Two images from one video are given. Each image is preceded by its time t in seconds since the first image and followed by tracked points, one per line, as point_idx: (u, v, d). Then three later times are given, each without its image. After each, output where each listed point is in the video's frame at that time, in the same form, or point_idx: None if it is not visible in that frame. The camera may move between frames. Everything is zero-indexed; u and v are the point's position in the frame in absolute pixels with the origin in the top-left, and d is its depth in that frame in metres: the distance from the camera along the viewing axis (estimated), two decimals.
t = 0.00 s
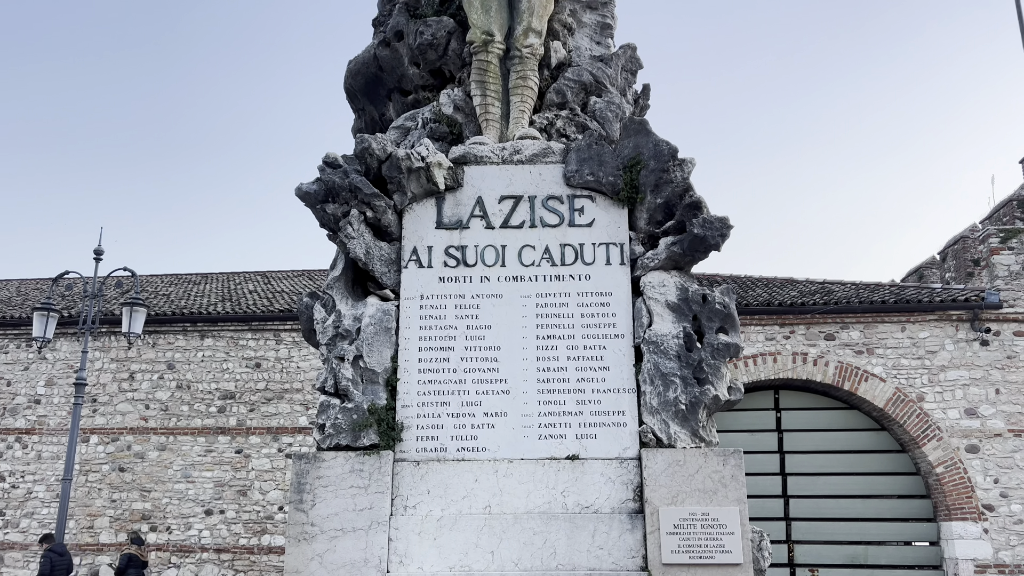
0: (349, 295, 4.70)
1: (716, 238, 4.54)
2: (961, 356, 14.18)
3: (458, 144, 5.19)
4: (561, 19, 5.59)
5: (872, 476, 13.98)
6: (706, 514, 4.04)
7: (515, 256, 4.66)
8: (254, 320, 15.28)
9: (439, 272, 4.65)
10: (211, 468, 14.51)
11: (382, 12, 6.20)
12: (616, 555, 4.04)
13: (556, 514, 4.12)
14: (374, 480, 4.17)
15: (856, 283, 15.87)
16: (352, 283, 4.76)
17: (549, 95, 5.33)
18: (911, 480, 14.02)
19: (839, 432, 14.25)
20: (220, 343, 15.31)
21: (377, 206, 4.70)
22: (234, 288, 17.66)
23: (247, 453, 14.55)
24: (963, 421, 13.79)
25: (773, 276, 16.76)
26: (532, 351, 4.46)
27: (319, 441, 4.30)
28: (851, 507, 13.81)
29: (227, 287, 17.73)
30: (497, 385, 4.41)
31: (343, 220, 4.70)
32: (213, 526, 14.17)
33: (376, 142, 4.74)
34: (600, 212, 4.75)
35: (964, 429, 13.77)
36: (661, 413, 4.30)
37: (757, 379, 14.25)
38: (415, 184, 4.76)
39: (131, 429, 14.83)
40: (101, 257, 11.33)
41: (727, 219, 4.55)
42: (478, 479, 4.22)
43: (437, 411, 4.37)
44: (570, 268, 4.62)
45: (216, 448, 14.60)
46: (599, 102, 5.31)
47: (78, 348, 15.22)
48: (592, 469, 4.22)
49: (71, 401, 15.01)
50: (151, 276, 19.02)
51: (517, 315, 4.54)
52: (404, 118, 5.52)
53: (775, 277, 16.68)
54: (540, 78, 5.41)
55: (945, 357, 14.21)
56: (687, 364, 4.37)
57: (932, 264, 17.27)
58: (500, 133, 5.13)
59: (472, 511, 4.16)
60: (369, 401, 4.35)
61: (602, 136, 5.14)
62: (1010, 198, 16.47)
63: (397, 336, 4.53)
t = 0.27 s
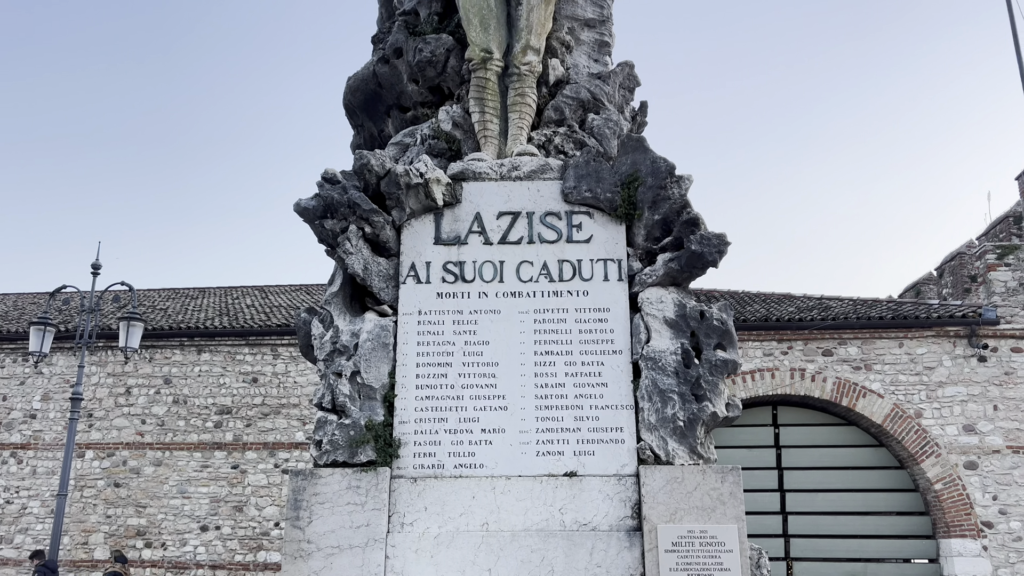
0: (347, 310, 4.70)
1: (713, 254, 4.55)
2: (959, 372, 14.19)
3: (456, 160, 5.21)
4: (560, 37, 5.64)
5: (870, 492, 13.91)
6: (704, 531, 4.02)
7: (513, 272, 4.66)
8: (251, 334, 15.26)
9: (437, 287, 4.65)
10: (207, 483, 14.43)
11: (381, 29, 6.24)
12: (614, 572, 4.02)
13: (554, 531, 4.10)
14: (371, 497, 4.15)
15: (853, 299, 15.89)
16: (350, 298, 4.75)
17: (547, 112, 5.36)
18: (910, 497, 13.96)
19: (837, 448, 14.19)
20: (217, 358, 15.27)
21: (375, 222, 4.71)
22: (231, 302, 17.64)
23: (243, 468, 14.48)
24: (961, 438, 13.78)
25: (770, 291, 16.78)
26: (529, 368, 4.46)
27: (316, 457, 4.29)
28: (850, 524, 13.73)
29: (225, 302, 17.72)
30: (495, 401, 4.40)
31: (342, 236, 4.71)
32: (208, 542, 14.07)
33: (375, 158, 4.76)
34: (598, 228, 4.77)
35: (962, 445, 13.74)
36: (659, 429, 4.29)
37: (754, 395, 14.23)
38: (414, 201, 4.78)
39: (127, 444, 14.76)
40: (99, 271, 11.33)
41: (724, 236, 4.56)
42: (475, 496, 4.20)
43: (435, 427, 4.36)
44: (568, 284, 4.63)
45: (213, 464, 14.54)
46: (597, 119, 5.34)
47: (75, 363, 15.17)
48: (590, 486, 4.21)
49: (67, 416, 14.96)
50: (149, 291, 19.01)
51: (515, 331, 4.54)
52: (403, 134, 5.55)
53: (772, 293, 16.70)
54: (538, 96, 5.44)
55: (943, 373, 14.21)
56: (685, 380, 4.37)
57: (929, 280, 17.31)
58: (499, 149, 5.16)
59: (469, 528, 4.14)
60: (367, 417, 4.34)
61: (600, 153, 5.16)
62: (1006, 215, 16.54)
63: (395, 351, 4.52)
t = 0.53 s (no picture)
0: (345, 325, 4.69)
1: (711, 270, 4.56)
2: (957, 389, 14.19)
3: (455, 176, 5.22)
4: (558, 54, 5.67)
5: (870, 509, 13.77)
6: (702, 548, 4.01)
7: (511, 287, 4.66)
8: (249, 349, 15.22)
9: (435, 303, 4.65)
10: (203, 499, 14.36)
11: (381, 46, 6.28)
12: None
13: (552, 549, 4.08)
14: (368, 513, 4.13)
15: (851, 315, 15.90)
16: (348, 313, 4.75)
17: (546, 129, 5.38)
18: (909, 514, 13.86)
19: (837, 465, 14.07)
20: (214, 373, 15.22)
21: (374, 237, 4.71)
22: (229, 317, 17.61)
23: (239, 484, 14.42)
24: (959, 455, 13.76)
25: (768, 307, 16.79)
26: (528, 383, 4.45)
27: (313, 473, 4.28)
28: (849, 541, 13.58)
29: (222, 316, 17.68)
30: (493, 417, 4.39)
31: (340, 251, 4.72)
32: (204, 559, 13.98)
33: (374, 174, 4.78)
34: (596, 244, 4.78)
35: (961, 462, 13.72)
36: (657, 445, 4.28)
37: (752, 411, 14.19)
38: (413, 216, 4.79)
39: (122, 459, 14.69)
40: (96, 286, 11.30)
41: (722, 251, 4.57)
42: (473, 512, 4.18)
43: (433, 444, 4.34)
44: (566, 299, 4.63)
45: (209, 479, 14.46)
46: (596, 136, 5.36)
47: (71, 378, 15.12)
48: (588, 503, 4.19)
49: (63, 431, 14.89)
50: (146, 305, 18.98)
51: (513, 346, 4.54)
52: (402, 150, 5.57)
53: (770, 309, 16.71)
54: (537, 112, 5.47)
55: (941, 390, 14.21)
56: (683, 397, 4.36)
57: (927, 297, 17.32)
58: (498, 165, 5.18)
59: (467, 545, 4.12)
60: (364, 433, 4.33)
61: (598, 169, 5.17)
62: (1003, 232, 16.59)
63: (393, 367, 4.52)
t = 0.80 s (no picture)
0: (343, 341, 4.68)
1: (710, 287, 4.56)
2: (955, 406, 14.18)
3: (453, 192, 5.22)
4: (557, 72, 5.70)
5: (868, 527, 13.70)
6: (701, 566, 3.99)
7: (510, 303, 4.66)
8: (246, 365, 15.18)
9: (434, 318, 4.65)
10: (199, 516, 14.26)
11: (381, 63, 6.31)
12: None
13: (550, 567, 4.05)
14: (365, 531, 4.11)
15: (849, 332, 15.91)
16: (346, 329, 4.74)
17: (545, 146, 5.40)
18: (907, 532, 13.81)
19: (835, 482, 14.02)
20: (211, 389, 15.17)
21: (373, 253, 4.72)
22: (226, 332, 17.58)
23: (235, 500, 14.33)
24: (958, 472, 13.73)
25: (766, 324, 16.79)
26: (526, 400, 4.44)
27: (310, 490, 4.26)
28: (848, 559, 13.48)
29: (220, 332, 17.65)
30: (491, 434, 4.37)
31: (339, 267, 4.72)
32: None
33: (373, 190, 4.80)
34: (595, 260, 4.78)
35: (960, 479, 13.69)
36: (656, 463, 4.26)
37: (751, 428, 14.14)
38: (412, 232, 4.79)
39: (118, 475, 14.62)
40: (94, 300, 11.28)
41: (720, 268, 4.58)
42: (471, 530, 4.16)
43: (430, 460, 4.33)
44: (564, 315, 4.63)
45: (205, 496, 14.38)
46: (594, 153, 5.38)
47: (67, 393, 15.07)
48: (587, 521, 4.17)
49: (58, 447, 14.82)
50: (144, 320, 18.95)
51: (512, 362, 4.53)
52: (401, 166, 5.58)
53: (768, 326, 16.71)
54: (536, 129, 5.49)
55: (939, 407, 14.20)
56: (682, 414, 4.35)
57: (924, 314, 17.33)
58: (497, 182, 5.19)
59: (465, 563, 4.09)
60: (362, 449, 4.31)
61: (596, 186, 5.18)
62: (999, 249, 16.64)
63: (391, 383, 4.50)
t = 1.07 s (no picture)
0: (342, 357, 4.67)
1: (709, 303, 4.56)
2: (954, 423, 14.16)
3: (453, 209, 5.23)
4: (556, 90, 5.72)
5: (867, 545, 13.66)
6: None
7: (508, 319, 4.66)
8: (243, 381, 15.13)
9: (433, 334, 4.64)
10: (194, 532, 14.18)
11: (381, 80, 6.34)
12: None
13: None
14: (363, 548, 4.09)
15: (847, 349, 15.89)
16: (345, 345, 4.73)
17: (544, 163, 5.42)
18: (907, 550, 13.77)
19: (835, 500, 13.95)
20: (208, 405, 15.11)
21: (372, 268, 4.72)
22: (224, 348, 17.53)
23: (232, 516, 14.25)
24: (958, 490, 13.69)
25: (764, 341, 16.78)
26: (525, 417, 4.43)
27: (307, 507, 4.24)
28: None
29: (217, 347, 17.60)
30: (490, 450, 4.36)
31: (338, 282, 4.72)
32: None
33: (373, 207, 4.82)
34: (594, 277, 4.78)
35: (959, 497, 13.65)
36: (655, 480, 4.25)
37: (750, 445, 14.02)
38: (411, 248, 4.80)
39: (114, 491, 14.55)
40: (92, 316, 11.24)
41: (719, 284, 4.58)
42: (469, 548, 4.14)
43: (429, 477, 4.31)
44: (564, 332, 4.63)
45: (201, 512, 14.30)
46: (593, 169, 5.40)
47: (64, 408, 15.01)
48: (585, 539, 4.15)
49: (54, 462, 14.74)
50: (141, 335, 18.91)
51: (510, 379, 4.52)
52: (401, 182, 5.59)
53: (766, 342, 16.69)
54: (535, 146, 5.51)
55: (938, 424, 14.17)
56: (681, 431, 4.34)
57: (922, 330, 17.32)
58: (496, 199, 5.21)
59: None
60: (360, 466, 4.29)
61: (595, 203, 5.19)
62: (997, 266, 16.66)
63: (389, 399, 4.49)
